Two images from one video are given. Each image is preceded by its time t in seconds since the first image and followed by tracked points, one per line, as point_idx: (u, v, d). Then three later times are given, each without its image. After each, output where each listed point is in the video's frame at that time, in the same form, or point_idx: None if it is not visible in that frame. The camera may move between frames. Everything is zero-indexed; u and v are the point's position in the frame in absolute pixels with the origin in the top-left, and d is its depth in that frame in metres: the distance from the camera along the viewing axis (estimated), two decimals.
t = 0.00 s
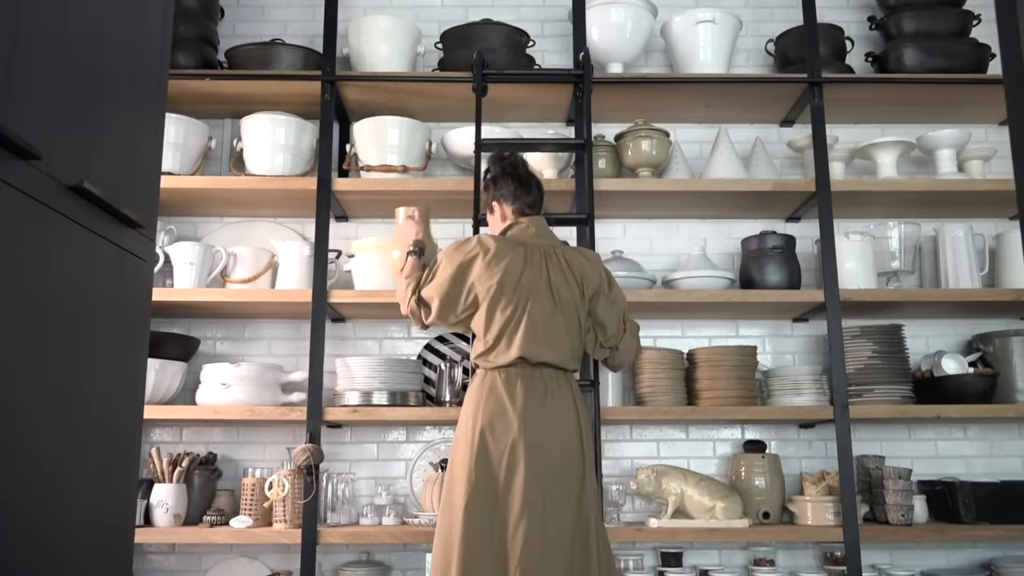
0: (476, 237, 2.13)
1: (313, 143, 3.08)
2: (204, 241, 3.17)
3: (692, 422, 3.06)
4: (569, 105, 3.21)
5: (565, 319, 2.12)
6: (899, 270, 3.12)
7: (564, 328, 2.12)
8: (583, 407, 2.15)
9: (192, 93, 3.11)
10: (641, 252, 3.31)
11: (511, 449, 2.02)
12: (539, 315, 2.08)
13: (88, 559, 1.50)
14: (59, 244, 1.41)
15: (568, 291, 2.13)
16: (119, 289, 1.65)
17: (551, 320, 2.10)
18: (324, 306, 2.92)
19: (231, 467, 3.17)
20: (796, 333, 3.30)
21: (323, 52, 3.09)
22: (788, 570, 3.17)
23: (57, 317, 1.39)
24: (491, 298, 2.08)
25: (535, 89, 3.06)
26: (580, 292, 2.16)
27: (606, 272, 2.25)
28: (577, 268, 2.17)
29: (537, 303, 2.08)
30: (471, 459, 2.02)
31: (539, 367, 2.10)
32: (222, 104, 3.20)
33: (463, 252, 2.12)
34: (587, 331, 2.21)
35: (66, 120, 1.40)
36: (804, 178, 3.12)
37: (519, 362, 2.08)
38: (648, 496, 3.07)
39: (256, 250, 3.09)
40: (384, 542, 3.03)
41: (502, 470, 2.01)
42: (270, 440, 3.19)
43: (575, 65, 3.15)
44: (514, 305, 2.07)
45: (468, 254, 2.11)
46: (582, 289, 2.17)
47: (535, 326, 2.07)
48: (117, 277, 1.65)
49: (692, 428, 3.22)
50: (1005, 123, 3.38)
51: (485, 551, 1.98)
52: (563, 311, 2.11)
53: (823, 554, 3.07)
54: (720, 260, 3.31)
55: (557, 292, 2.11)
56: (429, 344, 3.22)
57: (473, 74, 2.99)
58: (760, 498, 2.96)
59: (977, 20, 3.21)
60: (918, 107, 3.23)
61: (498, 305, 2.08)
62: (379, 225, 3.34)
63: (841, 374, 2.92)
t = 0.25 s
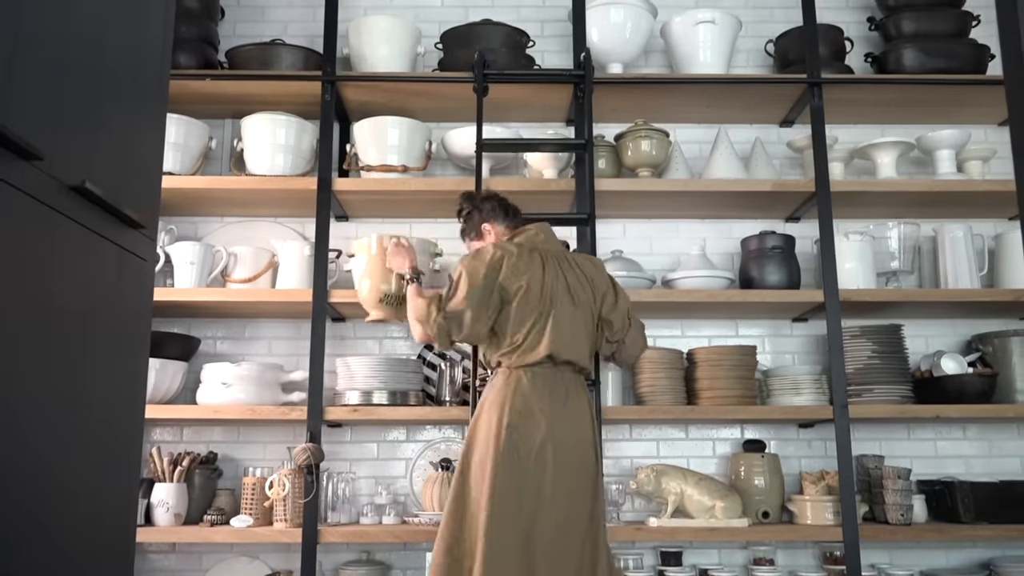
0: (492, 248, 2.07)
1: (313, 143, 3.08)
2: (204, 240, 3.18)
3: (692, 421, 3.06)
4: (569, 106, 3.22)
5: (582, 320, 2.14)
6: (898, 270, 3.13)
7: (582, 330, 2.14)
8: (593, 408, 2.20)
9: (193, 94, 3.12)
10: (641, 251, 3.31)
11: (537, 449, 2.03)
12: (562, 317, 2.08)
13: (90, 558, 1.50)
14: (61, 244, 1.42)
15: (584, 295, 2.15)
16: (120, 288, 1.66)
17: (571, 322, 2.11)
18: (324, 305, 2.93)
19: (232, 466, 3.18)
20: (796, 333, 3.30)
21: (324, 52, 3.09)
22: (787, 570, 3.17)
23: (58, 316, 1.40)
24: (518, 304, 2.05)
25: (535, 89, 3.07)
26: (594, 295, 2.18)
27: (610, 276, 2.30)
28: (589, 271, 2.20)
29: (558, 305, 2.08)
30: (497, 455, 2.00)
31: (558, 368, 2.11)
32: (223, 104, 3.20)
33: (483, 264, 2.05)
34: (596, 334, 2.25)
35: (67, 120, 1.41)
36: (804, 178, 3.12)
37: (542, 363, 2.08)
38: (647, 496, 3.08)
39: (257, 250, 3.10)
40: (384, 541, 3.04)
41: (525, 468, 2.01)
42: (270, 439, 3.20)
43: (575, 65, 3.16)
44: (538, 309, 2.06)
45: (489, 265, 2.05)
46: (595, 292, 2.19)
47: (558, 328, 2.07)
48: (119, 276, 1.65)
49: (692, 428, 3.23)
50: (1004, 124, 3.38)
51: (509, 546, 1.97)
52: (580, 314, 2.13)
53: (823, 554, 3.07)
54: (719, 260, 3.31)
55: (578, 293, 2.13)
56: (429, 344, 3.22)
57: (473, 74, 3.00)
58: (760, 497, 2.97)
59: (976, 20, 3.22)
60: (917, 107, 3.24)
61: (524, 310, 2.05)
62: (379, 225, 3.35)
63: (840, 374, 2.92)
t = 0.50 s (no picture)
0: (486, 257, 2.04)
1: (314, 136, 3.09)
2: (206, 233, 3.18)
3: (693, 414, 3.07)
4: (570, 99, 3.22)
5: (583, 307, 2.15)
6: (899, 264, 3.13)
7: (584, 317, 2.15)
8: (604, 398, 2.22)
9: (194, 87, 3.12)
10: (642, 245, 3.32)
11: (560, 441, 2.02)
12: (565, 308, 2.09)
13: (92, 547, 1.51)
14: (63, 236, 1.42)
15: (579, 283, 2.16)
16: (122, 280, 1.66)
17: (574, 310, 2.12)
18: (326, 299, 2.93)
19: (234, 458, 3.19)
20: (797, 326, 3.31)
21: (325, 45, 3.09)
22: (787, 562, 3.18)
23: (60, 307, 1.40)
24: (524, 305, 2.04)
25: (536, 82, 3.07)
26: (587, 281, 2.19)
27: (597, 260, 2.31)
28: (581, 261, 2.22)
29: (560, 297, 2.09)
30: (521, 448, 1.98)
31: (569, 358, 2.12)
32: (224, 97, 3.20)
33: (483, 274, 2.02)
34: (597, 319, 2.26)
35: (69, 112, 1.41)
36: (805, 172, 3.13)
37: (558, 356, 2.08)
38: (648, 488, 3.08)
39: (258, 243, 3.10)
40: (385, 533, 3.05)
41: (553, 461, 2.00)
42: (272, 432, 3.21)
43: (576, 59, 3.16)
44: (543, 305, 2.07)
45: (488, 275, 2.02)
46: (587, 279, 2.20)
47: (564, 319, 2.09)
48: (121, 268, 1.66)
49: (692, 421, 3.24)
50: (1005, 117, 3.38)
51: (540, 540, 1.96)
52: (580, 301, 2.14)
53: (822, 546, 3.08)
54: (720, 254, 3.32)
55: (575, 285, 2.14)
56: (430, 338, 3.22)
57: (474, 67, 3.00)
58: (760, 490, 2.98)
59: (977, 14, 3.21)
60: (918, 101, 3.24)
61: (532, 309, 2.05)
62: (380, 218, 3.35)
63: (841, 367, 2.93)
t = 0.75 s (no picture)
0: (480, 266, 2.04)
1: (316, 123, 3.09)
2: (209, 221, 3.19)
3: (695, 402, 3.08)
4: (573, 87, 3.22)
5: (582, 297, 2.16)
6: (902, 253, 3.13)
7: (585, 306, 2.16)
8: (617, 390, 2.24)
9: (197, 74, 3.12)
10: (645, 233, 3.32)
11: (579, 435, 2.02)
12: (566, 302, 2.10)
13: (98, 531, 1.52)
14: (67, 220, 1.43)
15: (573, 274, 2.16)
16: (126, 265, 1.67)
17: (573, 302, 2.12)
18: (328, 286, 2.93)
19: (237, 445, 3.20)
20: (799, 315, 3.31)
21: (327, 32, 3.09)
22: (788, 550, 3.20)
23: (64, 291, 1.41)
24: (525, 307, 2.05)
25: (539, 70, 3.06)
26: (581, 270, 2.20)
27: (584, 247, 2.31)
28: (568, 248, 2.21)
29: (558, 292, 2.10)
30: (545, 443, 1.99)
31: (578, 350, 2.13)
32: (227, 85, 3.20)
33: (481, 285, 2.02)
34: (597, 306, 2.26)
35: (73, 97, 1.42)
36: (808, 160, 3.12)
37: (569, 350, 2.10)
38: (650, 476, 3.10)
39: (261, 231, 3.11)
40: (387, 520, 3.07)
41: (576, 455, 2.01)
42: (275, 419, 3.22)
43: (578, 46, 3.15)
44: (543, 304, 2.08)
45: (484, 283, 2.02)
46: (580, 268, 2.20)
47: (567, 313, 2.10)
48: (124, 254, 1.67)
49: (694, 409, 3.25)
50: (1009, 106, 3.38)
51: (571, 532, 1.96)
52: (578, 292, 2.14)
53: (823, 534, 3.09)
54: (722, 242, 3.32)
55: (565, 273, 2.14)
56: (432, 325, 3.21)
57: (477, 55, 3.00)
58: (761, 477, 2.99)
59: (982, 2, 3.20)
60: (922, 89, 3.23)
61: (533, 311, 2.06)
62: (382, 207, 3.35)
63: (844, 355, 2.93)
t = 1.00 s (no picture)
0: (480, 275, 2.04)
1: (320, 108, 3.09)
2: (213, 205, 3.20)
3: (698, 387, 3.09)
4: (577, 71, 3.21)
5: (584, 306, 2.16)
6: (906, 238, 3.13)
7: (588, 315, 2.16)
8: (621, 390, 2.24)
9: (200, 58, 3.12)
10: (648, 218, 3.32)
11: (580, 441, 2.03)
12: (567, 311, 2.11)
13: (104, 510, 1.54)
14: (71, 203, 1.43)
15: (576, 283, 2.16)
16: (130, 247, 1.68)
17: (575, 311, 2.13)
18: (332, 270, 2.93)
19: (242, 428, 3.22)
20: (803, 300, 3.32)
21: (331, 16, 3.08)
22: (790, 533, 3.21)
23: (68, 272, 1.42)
24: (525, 316, 2.05)
25: (543, 54, 3.06)
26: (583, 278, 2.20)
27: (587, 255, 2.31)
28: (570, 256, 2.22)
29: (560, 302, 2.10)
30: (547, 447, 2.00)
31: (580, 358, 2.13)
32: (230, 69, 3.20)
33: (480, 293, 2.03)
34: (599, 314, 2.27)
35: (76, 78, 1.42)
36: (813, 145, 3.12)
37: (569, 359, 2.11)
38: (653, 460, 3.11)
39: (265, 215, 3.11)
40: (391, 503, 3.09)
41: (578, 458, 2.02)
42: (280, 403, 3.24)
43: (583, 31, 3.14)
44: (544, 313, 2.08)
45: (484, 293, 2.02)
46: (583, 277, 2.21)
47: (569, 322, 2.10)
48: (129, 235, 1.67)
49: (697, 394, 3.25)
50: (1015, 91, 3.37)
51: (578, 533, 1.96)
52: (580, 300, 2.15)
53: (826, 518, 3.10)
54: (726, 227, 3.32)
55: (567, 281, 2.14)
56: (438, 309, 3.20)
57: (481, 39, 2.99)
58: (764, 461, 3.00)
59: None
60: (927, 74, 3.22)
61: (534, 319, 2.07)
62: (386, 191, 3.36)
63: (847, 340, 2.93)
